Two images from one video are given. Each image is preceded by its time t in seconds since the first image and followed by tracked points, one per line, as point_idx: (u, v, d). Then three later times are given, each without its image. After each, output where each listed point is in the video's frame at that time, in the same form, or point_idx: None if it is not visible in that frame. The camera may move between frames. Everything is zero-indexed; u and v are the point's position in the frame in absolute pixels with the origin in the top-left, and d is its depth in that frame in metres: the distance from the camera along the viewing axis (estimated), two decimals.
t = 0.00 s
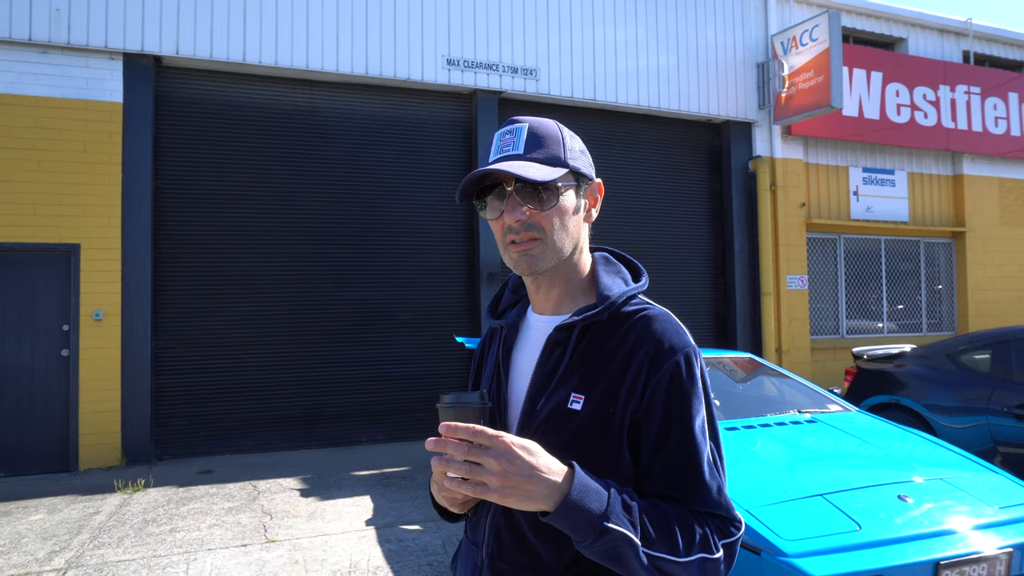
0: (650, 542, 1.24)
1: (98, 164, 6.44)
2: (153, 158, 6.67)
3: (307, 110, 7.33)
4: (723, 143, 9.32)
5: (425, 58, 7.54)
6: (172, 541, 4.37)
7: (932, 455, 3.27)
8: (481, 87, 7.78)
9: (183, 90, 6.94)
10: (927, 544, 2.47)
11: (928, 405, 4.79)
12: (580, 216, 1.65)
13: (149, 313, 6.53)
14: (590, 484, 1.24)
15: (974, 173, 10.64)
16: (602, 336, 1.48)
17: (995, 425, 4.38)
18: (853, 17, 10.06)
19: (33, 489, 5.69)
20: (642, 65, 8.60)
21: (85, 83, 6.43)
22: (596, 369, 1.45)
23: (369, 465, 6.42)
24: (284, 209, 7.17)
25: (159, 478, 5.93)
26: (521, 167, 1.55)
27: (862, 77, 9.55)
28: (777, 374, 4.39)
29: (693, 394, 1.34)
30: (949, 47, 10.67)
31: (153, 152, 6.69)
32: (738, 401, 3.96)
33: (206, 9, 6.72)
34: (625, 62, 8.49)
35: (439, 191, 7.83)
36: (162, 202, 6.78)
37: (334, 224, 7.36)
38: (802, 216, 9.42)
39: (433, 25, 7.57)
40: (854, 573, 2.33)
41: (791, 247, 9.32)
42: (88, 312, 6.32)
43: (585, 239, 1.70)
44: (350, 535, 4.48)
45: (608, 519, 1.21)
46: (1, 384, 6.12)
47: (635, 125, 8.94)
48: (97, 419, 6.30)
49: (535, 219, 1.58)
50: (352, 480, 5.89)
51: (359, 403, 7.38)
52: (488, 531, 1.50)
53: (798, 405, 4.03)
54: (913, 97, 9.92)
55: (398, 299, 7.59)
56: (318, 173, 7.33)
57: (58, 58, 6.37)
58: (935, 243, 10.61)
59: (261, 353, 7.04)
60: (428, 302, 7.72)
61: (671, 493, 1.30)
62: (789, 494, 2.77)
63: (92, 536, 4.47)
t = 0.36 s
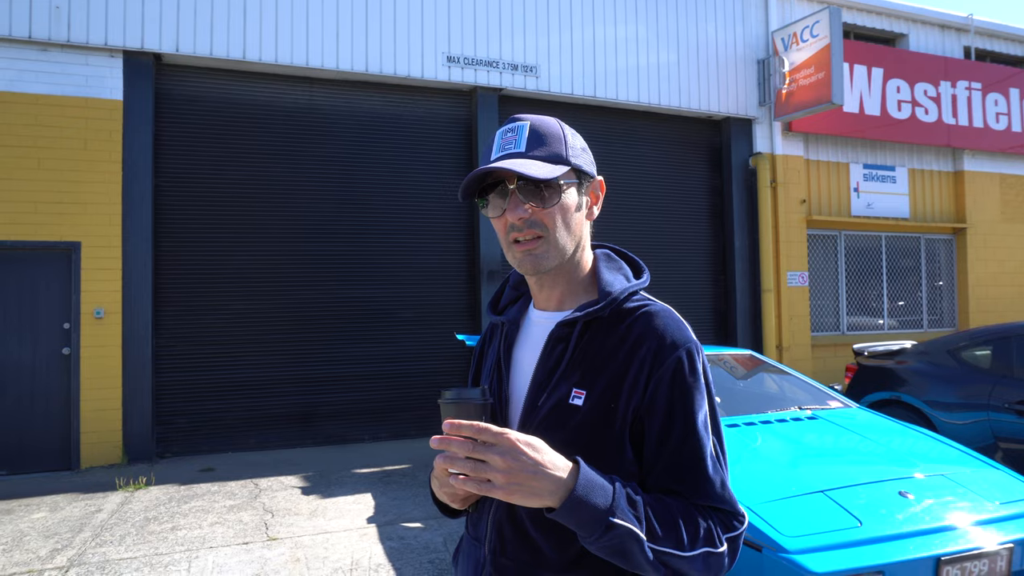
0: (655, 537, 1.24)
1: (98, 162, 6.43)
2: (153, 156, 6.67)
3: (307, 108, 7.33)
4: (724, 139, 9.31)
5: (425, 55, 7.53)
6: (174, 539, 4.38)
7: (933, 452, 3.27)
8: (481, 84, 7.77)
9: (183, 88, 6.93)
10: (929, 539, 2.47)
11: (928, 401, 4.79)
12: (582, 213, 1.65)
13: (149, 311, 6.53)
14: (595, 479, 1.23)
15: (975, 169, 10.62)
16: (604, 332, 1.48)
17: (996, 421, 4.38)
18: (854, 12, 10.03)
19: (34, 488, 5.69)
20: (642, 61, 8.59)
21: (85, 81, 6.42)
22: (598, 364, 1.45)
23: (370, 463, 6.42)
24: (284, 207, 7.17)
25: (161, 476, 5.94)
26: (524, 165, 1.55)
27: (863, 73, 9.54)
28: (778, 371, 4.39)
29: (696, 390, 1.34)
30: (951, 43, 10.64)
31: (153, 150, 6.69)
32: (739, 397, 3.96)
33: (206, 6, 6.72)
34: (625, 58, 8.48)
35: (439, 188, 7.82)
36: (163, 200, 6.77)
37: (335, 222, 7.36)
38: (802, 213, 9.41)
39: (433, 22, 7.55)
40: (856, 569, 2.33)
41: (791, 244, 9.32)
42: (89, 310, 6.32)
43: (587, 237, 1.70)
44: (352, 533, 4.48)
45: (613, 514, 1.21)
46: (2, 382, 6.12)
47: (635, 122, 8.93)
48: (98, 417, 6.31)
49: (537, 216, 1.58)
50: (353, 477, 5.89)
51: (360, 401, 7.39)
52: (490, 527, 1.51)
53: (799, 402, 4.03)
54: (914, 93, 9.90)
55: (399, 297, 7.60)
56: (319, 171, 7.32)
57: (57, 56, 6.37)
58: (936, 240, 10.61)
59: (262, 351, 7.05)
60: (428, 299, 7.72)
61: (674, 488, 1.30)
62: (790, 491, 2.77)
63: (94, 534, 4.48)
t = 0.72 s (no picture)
0: (656, 535, 1.24)
1: (100, 161, 6.44)
2: (154, 155, 6.67)
3: (308, 107, 7.33)
4: (725, 139, 9.31)
5: (426, 54, 7.53)
6: (174, 538, 4.38)
7: (934, 452, 3.27)
8: (482, 84, 7.77)
9: (185, 87, 6.94)
10: (929, 539, 2.47)
11: (929, 401, 4.80)
12: (585, 213, 1.66)
13: (151, 310, 6.53)
14: (596, 477, 1.23)
15: (976, 169, 10.62)
16: (605, 330, 1.48)
17: (997, 421, 4.38)
18: (855, 12, 10.03)
19: (35, 487, 5.70)
20: (643, 61, 8.59)
21: (86, 80, 6.43)
22: (599, 362, 1.45)
23: (371, 462, 6.43)
24: (285, 206, 7.18)
25: (162, 475, 5.94)
26: (527, 164, 1.55)
27: (864, 73, 9.53)
28: (778, 371, 4.39)
29: (698, 388, 1.34)
30: (952, 43, 10.64)
31: (155, 149, 6.69)
32: (739, 397, 3.96)
33: (208, 6, 6.72)
34: (626, 58, 8.48)
35: (440, 188, 7.83)
36: (164, 199, 6.78)
37: (336, 221, 7.37)
38: (803, 213, 9.41)
39: (434, 22, 7.55)
40: (856, 569, 2.33)
41: (792, 244, 9.31)
42: (90, 309, 6.33)
43: (589, 236, 1.71)
44: (353, 532, 4.49)
45: (614, 511, 1.21)
46: (4, 381, 6.13)
47: (636, 122, 8.93)
48: (99, 416, 6.31)
49: (540, 215, 1.58)
50: (354, 477, 5.90)
51: (361, 400, 7.40)
52: (491, 524, 1.51)
53: (799, 402, 4.03)
54: (915, 93, 9.89)
55: (400, 296, 7.60)
56: (320, 170, 7.32)
57: (59, 55, 6.37)
58: (937, 240, 10.60)
59: (263, 350, 7.05)
60: (429, 299, 7.73)
61: (675, 485, 1.31)
62: (791, 491, 2.77)
63: (95, 533, 4.48)
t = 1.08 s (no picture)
0: (654, 535, 1.24)
1: (96, 161, 6.42)
2: (151, 155, 6.65)
3: (305, 107, 7.32)
4: (722, 138, 9.33)
5: (423, 54, 7.52)
6: (172, 538, 4.38)
7: (930, 450, 3.27)
8: (479, 83, 7.76)
9: (181, 87, 6.92)
10: (925, 538, 2.48)
11: (925, 399, 4.81)
12: (579, 213, 1.66)
13: (147, 310, 6.52)
14: (594, 477, 1.23)
15: (972, 168, 10.65)
16: (600, 330, 1.49)
17: (993, 420, 4.39)
18: (852, 11, 10.04)
19: (32, 487, 5.69)
20: (640, 60, 8.59)
21: (82, 80, 6.41)
22: (595, 362, 1.45)
23: (368, 462, 6.42)
24: (282, 206, 7.17)
25: (159, 476, 5.93)
26: (521, 166, 1.55)
27: (860, 72, 9.55)
28: (775, 370, 4.40)
29: (693, 387, 1.34)
30: (948, 42, 10.66)
31: (151, 149, 6.68)
32: (736, 396, 3.97)
33: (204, 5, 6.70)
34: (623, 57, 8.48)
35: (438, 187, 7.83)
36: (160, 199, 6.76)
37: (333, 221, 7.36)
38: (800, 212, 9.43)
39: (431, 22, 7.55)
40: (852, 567, 2.34)
41: (789, 243, 9.32)
42: (86, 309, 6.31)
43: (584, 236, 1.71)
44: (350, 532, 4.48)
45: (612, 511, 1.21)
46: None
47: (634, 122, 8.93)
48: (96, 416, 6.29)
49: (535, 216, 1.58)
50: (351, 477, 5.90)
51: (358, 400, 7.39)
52: (488, 524, 1.51)
53: (796, 400, 4.04)
54: (911, 92, 9.91)
55: (397, 296, 7.60)
56: (317, 170, 7.32)
57: (55, 55, 6.35)
58: (933, 238, 10.63)
59: (260, 350, 7.04)
60: (427, 298, 7.73)
61: (673, 485, 1.30)
62: (787, 489, 2.78)
63: (92, 533, 4.47)
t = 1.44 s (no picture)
0: (657, 546, 1.24)
1: (89, 159, 6.39)
2: (145, 153, 6.63)
3: (300, 107, 7.31)
4: (716, 141, 9.36)
5: (419, 55, 7.52)
6: (164, 539, 4.36)
7: (922, 453, 3.29)
8: (475, 85, 7.77)
9: (176, 86, 6.90)
10: (918, 540, 2.49)
11: (918, 402, 4.83)
12: (575, 216, 1.66)
13: (140, 310, 6.49)
14: (599, 490, 1.23)
15: (965, 172, 10.72)
16: (595, 333, 1.49)
17: (984, 423, 4.42)
18: (846, 16, 10.09)
19: (23, 487, 5.65)
20: (636, 63, 8.61)
21: (76, 78, 6.38)
22: (590, 365, 1.45)
23: (362, 463, 6.41)
24: (277, 206, 7.15)
25: (151, 476, 5.91)
26: (516, 168, 1.55)
27: (854, 76, 9.60)
28: (769, 372, 4.41)
29: (687, 392, 1.35)
30: (941, 47, 10.73)
31: (145, 147, 6.65)
32: (730, 399, 3.98)
33: (200, 4, 6.69)
34: (618, 59, 8.50)
35: (433, 189, 7.82)
36: (155, 199, 6.74)
37: (328, 221, 7.34)
38: (794, 215, 9.46)
39: (427, 23, 7.55)
40: (845, 569, 2.35)
41: (783, 246, 9.36)
42: (79, 309, 6.28)
43: (579, 238, 1.71)
44: (344, 533, 4.47)
45: (618, 523, 1.22)
46: None
47: (629, 124, 8.95)
48: (87, 416, 6.26)
49: (530, 219, 1.58)
50: (345, 477, 5.88)
51: (352, 401, 7.38)
52: (482, 527, 1.50)
53: (789, 403, 4.05)
54: (905, 96, 9.97)
55: (392, 297, 7.59)
56: (312, 170, 7.30)
57: (49, 53, 6.32)
58: (926, 242, 10.68)
59: (254, 350, 7.02)
60: (421, 300, 7.72)
61: (667, 490, 1.31)
62: (781, 491, 2.79)
63: (84, 534, 4.45)
